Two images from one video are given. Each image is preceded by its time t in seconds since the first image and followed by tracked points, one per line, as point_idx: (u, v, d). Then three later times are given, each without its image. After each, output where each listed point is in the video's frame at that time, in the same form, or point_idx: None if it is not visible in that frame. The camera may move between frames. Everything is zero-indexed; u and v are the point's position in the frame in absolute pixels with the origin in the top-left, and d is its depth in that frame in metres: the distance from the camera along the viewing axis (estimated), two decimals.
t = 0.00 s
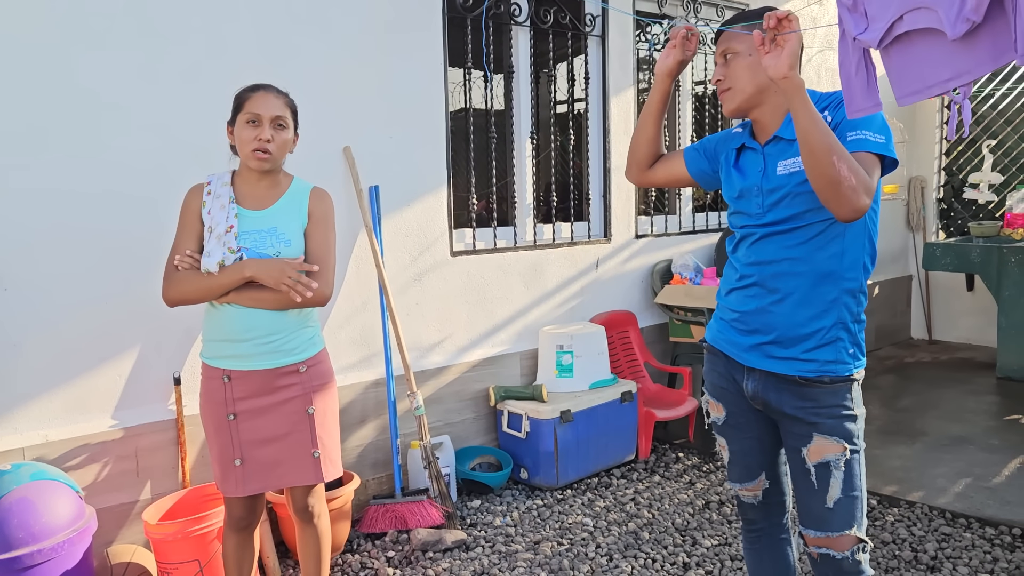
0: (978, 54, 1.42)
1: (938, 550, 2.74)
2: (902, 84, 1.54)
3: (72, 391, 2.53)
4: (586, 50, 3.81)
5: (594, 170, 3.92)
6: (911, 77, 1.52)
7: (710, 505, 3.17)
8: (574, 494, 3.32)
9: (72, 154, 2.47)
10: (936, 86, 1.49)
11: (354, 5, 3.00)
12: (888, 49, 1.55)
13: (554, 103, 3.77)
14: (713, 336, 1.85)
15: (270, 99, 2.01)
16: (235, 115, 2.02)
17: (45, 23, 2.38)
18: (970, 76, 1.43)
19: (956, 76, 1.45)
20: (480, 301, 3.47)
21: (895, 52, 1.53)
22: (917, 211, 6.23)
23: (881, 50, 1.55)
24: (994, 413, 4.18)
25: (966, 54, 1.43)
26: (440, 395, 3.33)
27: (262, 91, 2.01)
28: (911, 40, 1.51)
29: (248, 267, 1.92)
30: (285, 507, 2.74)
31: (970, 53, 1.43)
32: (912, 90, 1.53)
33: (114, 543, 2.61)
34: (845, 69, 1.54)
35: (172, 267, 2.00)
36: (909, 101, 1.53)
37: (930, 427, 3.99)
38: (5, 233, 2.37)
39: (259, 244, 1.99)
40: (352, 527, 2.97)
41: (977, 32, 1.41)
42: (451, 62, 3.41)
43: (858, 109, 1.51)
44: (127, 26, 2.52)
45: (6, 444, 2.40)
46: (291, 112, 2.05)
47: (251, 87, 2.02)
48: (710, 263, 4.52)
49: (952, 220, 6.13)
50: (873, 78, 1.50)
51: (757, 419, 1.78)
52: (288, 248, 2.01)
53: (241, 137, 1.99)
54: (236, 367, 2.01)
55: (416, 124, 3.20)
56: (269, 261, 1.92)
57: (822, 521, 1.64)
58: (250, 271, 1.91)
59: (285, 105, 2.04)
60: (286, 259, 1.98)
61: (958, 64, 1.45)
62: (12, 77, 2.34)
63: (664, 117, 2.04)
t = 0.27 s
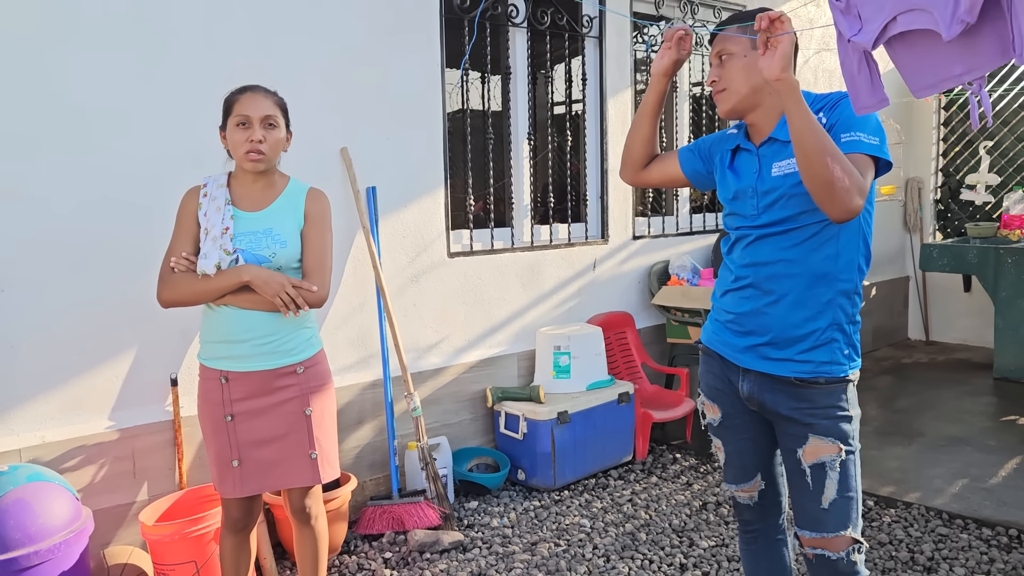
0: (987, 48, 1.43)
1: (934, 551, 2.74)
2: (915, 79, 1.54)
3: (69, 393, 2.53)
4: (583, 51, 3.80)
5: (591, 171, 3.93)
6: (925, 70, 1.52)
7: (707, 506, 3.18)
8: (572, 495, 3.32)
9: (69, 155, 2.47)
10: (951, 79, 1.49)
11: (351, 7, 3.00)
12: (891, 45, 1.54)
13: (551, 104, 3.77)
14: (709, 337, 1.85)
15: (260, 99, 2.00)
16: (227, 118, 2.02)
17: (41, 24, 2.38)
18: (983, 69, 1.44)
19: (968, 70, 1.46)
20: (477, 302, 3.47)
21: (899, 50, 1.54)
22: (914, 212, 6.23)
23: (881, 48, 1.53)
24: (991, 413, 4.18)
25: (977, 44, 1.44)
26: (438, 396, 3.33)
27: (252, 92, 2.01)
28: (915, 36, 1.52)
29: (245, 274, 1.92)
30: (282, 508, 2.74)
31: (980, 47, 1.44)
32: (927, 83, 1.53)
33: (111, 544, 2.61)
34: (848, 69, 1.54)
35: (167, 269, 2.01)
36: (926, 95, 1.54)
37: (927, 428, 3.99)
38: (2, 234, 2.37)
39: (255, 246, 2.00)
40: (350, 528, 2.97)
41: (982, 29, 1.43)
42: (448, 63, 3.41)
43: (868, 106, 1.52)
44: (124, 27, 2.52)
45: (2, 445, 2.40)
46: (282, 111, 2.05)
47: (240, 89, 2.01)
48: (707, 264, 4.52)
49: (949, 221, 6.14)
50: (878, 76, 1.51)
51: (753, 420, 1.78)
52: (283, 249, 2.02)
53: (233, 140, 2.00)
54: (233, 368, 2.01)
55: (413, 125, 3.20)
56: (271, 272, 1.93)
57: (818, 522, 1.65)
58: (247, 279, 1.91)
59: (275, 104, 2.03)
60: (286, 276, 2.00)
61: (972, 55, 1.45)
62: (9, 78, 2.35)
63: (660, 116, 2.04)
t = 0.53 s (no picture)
0: (973, 53, 1.46)
1: (933, 554, 2.74)
2: (904, 82, 1.57)
3: (68, 395, 2.53)
4: (583, 54, 3.82)
5: (590, 174, 3.93)
6: (912, 74, 1.56)
7: (706, 509, 3.17)
8: (571, 499, 3.31)
9: (68, 158, 2.47)
10: (937, 83, 1.52)
11: (350, 10, 3.00)
12: (880, 48, 1.58)
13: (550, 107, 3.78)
14: (707, 340, 1.85)
15: (256, 103, 2.00)
16: (223, 121, 2.02)
17: (41, 27, 2.39)
18: (968, 74, 1.47)
19: (954, 75, 1.49)
20: (476, 305, 3.47)
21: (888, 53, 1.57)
22: (913, 215, 6.24)
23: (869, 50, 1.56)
24: (989, 416, 4.18)
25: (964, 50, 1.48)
26: (437, 399, 3.33)
27: (247, 96, 2.00)
28: (903, 39, 1.55)
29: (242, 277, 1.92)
30: (281, 511, 2.73)
31: (966, 49, 1.47)
32: (914, 87, 1.56)
33: (109, 547, 2.61)
34: (839, 74, 1.55)
35: (165, 273, 2.00)
36: (913, 99, 1.57)
37: (926, 431, 3.99)
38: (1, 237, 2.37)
39: (254, 249, 2.00)
40: (348, 531, 2.97)
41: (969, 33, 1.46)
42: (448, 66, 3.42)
43: (856, 109, 1.53)
44: (123, 31, 2.53)
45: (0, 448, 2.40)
46: (278, 115, 2.05)
47: (235, 92, 2.01)
48: (706, 267, 4.53)
49: (948, 224, 6.14)
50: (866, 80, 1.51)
51: (751, 423, 1.78)
52: (282, 253, 2.02)
53: (230, 143, 2.00)
54: (231, 371, 2.01)
55: (412, 128, 3.20)
56: (268, 275, 1.94)
57: (816, 524, 1.65)
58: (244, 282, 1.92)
59: (272, 107, 2.03)
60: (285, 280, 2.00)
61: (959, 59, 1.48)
62: (8, 81, 2.35)
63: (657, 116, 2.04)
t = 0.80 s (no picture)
0: (957, 56, 1.48)
1: (933, 559, 2.74)
2: (885, 87, 1.60)
3: (67, 400, 2.53)
4: (582, 59, 3.83)
5: (590, 180, 3.94)
6: (893, 78, 1.58)
7: (706, 514, 3.17)
8: (570, 504, 3.31)
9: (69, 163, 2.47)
10: (918, 87, 1.55)
11: (350, 16, 3.01)
12: (868, 50, 1.61)
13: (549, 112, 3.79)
14: (707, 344, 1.85)
15: (256, 108, 2.01)
16: (223, 125, 2.03)
17: (42, 33, 2.39)
18: (948, 78, 1.49)
19: (936, 79, 1.52)
20: (476, 310, 3.47)
21: (877, 54, 1.60)
22: (912, 220, 6.24)
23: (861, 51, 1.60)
24: (989, 421, 4.18)
25: (945, 54, 1.50)
26: (436, 404, 3.33)
27: (247, 100, 2.01)
28: (893, 40, 1.57)
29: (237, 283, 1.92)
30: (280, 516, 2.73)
31: (952, 49, 1.49)
32: (896, 92, 1.58)
33: (108, 552, 2.60)
34: (826, 72, 1.59)
35: (164, 279, 2.01)
36: (893, 103, 1.59)
37: (925, 436, 3.99)
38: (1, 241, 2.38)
39: (253, 254, 2.00)
40: (347, 536, 2.96)
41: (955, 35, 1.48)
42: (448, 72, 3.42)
43: (840, 111, 1.56)
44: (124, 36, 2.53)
45: None
46: (278, 119, 2.06)
47: (235, 96, 2.02)
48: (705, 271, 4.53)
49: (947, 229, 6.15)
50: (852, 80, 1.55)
51: (750, 428, 1.78)
52: (282, 258, 2.02)
53: (229, 147, 2.00)
54: (230, 376, 2.01)
55: (412, 133, 3.21)
56: (264, 281, 1.93)
57: (815, 529, 1.65)
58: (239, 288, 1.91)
59: (272, 112, 2.04)
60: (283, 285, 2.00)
61: (940, 64, 1.51)
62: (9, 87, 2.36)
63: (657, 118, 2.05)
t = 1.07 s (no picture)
0: (963, 61, 1.52)
1: (933, 566, 2.74)
2: (895, 92, 1.65)
3: (67, 407, 2.53)
4: (582, 67, 3.85)
5: (589, 187, 3.95)
6: (902, 84, 1.63)
7: (705, 520, 3.17)
8: (570, 510, 3.31)
9: (70, 171, 2.49)
10: (928, 92, 1.59)
11: (351, 23, 3.03)
12: (874, 57, 1.66)
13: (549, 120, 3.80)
14: (706, 351, 1.86)
15: (260, 115, 2.02)
16: (226, 132, 2.04)
17: (44, 41, 2.41)
18: (957, 83, 1.54)
19: (945, 84, 1.56)
20: (475, 317, 3.48)
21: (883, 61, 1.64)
22: (911, 227, 6.25)
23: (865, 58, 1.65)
24: (988, 428, 4.18)
25: (951, 61, 1.54)
26: (436, 411, 3.34)
27: (251, 108, 2.03)
28: (898, 47, 1.62)
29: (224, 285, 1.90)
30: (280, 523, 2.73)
31: (958, 57, 1.53)
32: (906, 96, 1.63)
33: (107, 559, 2.60)
34: (831, 79, 1.64)
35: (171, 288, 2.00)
36: (903, 107, 1.64)
37: (925, 443, 3.99)
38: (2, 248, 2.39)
39: (255, 261, 2.00)
40: (347, 543, 2.97)
41: (960, 41, 1.52)
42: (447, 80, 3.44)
43: (847, 118, 1.59)
44: (125, 44, 2.55)
45: None
46: (282, 127, 2.07)
47: (240, 103, 2.03)
48: (704, 278, 4.55)
49: (946, 236, 6.16)
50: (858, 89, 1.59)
51: (750, 435, 1.79)
52: (283, 266, 2.02)
53: (232, 153, 2.01)
54: (230, 383, 2.01)
55: (412, 141, 3.22)
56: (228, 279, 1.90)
57: (815, 536, 1.65)
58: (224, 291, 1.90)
59: (275, 120, 2.05)
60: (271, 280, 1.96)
61: (947, 71, 1.55)
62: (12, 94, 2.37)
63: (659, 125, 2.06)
